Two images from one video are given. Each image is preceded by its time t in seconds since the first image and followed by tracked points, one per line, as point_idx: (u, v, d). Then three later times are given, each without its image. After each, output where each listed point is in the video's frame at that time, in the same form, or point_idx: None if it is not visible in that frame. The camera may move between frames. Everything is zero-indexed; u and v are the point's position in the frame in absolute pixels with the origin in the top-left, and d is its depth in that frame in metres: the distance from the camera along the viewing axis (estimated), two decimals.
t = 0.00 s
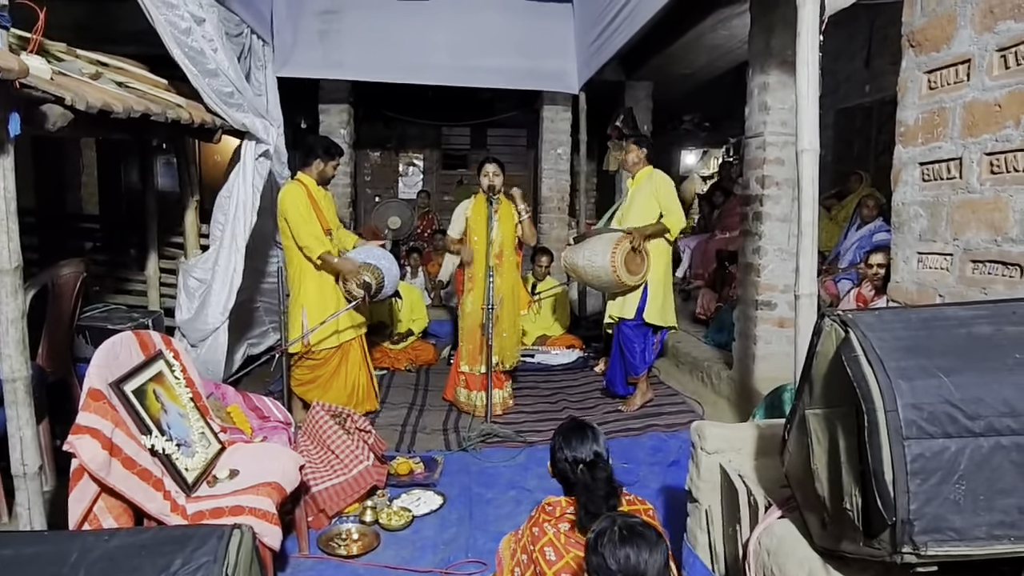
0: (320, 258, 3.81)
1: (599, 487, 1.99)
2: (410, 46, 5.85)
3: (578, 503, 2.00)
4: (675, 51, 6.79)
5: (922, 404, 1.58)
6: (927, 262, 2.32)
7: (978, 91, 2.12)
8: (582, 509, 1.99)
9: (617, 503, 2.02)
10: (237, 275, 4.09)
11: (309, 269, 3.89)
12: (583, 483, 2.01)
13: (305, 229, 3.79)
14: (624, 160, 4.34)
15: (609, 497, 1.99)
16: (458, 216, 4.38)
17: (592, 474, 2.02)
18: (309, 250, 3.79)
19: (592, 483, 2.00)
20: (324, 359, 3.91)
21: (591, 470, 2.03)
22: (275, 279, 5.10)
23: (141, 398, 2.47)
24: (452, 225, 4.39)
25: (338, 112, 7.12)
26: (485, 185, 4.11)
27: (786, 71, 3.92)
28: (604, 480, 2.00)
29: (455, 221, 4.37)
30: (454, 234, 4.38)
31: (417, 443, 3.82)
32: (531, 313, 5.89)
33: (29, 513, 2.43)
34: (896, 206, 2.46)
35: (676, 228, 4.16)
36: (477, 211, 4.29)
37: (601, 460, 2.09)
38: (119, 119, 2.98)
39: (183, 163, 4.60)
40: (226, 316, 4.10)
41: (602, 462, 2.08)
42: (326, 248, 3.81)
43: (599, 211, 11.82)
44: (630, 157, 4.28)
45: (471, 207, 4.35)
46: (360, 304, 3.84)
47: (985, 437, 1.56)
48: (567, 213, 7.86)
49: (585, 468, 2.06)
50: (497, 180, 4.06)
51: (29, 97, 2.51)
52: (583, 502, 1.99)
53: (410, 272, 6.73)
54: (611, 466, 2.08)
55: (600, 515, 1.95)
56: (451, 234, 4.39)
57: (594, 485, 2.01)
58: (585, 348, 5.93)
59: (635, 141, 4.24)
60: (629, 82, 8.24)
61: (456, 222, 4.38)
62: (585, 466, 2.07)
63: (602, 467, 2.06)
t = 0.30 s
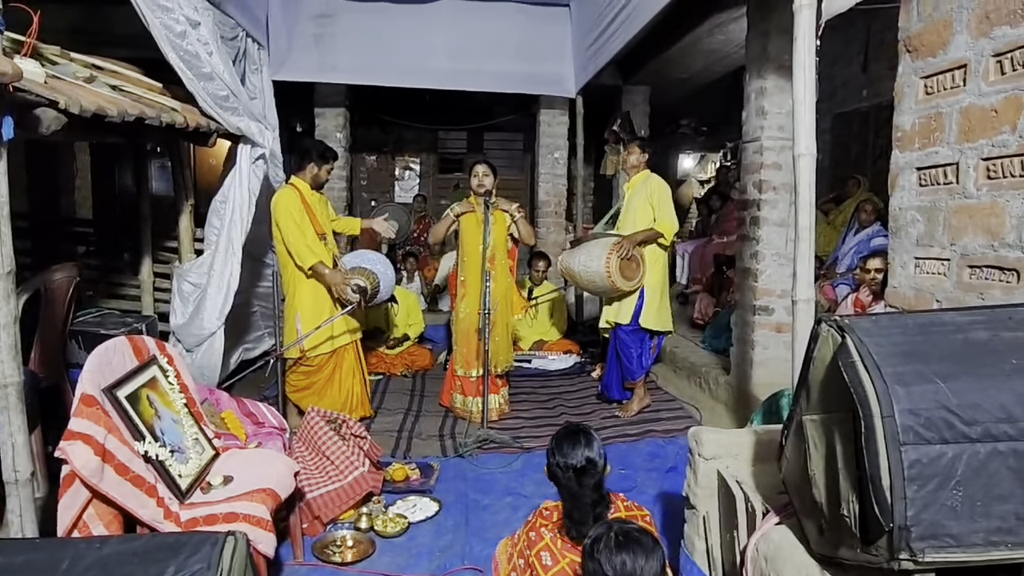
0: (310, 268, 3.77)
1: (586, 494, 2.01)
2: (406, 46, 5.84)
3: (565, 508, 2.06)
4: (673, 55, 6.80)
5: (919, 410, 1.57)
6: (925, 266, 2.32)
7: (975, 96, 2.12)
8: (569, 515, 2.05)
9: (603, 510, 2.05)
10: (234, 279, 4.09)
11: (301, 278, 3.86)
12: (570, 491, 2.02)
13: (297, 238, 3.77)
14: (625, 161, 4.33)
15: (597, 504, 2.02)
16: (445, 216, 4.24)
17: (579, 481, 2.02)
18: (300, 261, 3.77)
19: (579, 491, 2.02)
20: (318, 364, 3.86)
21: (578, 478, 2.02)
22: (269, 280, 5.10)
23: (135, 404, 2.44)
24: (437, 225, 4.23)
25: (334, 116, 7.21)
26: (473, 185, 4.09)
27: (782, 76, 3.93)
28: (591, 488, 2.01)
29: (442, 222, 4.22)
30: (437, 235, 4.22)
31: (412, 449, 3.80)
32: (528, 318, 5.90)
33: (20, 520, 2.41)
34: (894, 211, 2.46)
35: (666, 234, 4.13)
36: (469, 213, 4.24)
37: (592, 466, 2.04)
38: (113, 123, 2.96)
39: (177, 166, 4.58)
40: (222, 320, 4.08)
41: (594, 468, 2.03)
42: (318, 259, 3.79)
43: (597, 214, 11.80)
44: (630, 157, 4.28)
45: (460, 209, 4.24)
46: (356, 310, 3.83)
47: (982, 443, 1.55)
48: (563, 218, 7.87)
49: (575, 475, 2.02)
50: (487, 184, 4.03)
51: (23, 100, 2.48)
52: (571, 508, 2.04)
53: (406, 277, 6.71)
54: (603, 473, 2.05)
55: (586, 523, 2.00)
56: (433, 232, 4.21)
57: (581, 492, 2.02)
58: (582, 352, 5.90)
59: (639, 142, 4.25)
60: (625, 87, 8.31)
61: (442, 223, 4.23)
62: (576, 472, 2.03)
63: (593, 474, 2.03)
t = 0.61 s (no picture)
0: (289, 270, 3.60)
1: (596, 521, 1.83)
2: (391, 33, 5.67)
3: (574, 535, 1.87)
4: (681, 38, 6.61)
5: (949, 426, 1.37)
6: (956, 269, 2.13)
7: (1010, 84, 1.94)
8: (577, 543, 1.88)
9: (617, 535, 1.86)
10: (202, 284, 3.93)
11: (277, 280, 3.67)
12: (579, 516, 1.85)
13: (273, 236, 3.58)
14: (628, 156, 4.11)
15: (607, 531, 1.83)
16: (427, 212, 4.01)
17: (587, 506, 1.84)
18: (279, 263, 3.59)
19: (588, 516, 1.84)
20: (294, 375, 3.69)
21: (587, 502, 1.84)
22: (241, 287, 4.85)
23: (93, 420, 2.23)
24: (415, 223, 4.01)
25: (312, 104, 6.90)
26: (460, 179, 3.96)
27: (801, 61, 3.75)
28: (601, 513, 1.83)
29: (421, 220, 3.99)
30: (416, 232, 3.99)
31: (398, 469, 3.59)
32: (524, 327, 5.70)
33: None
34: (922, 209, 2.27)
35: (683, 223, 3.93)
36: (452, 211, 4.05)
37: (604, 488, 1.86)
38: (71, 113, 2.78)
39: (140, 160, 4.34)
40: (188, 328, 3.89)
41: (606, 490, 1.86)
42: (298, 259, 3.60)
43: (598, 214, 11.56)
44: (638, 150, 4.04)
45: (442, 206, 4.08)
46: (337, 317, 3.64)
47: (1020, 463, 1.36)
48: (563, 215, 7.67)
49: (584, 498, 1.85)
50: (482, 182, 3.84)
51: None
52: (580, 535, 1.86)
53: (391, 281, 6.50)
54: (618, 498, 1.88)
55: (594, 552, 1.82)
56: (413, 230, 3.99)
57: (590, 518, 1.84)
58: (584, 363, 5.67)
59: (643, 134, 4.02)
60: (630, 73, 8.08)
61: (422, 221, 4.01)
62: (587, 494, 1.86)
63: (603, 497, 1.85)
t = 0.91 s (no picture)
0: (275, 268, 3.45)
1: (614, 544, 1.70)
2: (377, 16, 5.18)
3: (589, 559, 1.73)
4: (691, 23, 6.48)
5: (979, 440, 1.22)
6: (986, 272, 2.00)
7: None
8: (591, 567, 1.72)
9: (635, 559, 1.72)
10: (178, 289, 3.72)
11: (260, 278, 3.53)
12: (595, 538, 1.71)
13: (258, 232, 3.45)
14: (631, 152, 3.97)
15: (627, 554, 1.70)
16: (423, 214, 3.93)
17: (605, 527, 1.70)
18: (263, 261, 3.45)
19: (605, 539, 1.70)
20: (272, 386, 3.55)
21: (605, 524, 1.70)
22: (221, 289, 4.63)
23: (60, 433, 2.08)
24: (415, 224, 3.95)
25: (295, 94, 6.65)
26: (453, 174, 3.82)
27: (820, 49, 3.62)
28: (620, 535, 1.69)
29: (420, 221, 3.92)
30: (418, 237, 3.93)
31: (388, 487, 3.43)
32: (523, 333, 5.49)
33: None
34: (949, 207, 2.13)
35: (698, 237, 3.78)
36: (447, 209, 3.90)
37: (621, 507, 1.73)
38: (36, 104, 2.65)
39: (111, 155, 4.27)
40: (165, 337, 3.70)
41: (624, 511, 1.72)
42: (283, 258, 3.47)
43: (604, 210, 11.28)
44: (642, 144, 3.90)
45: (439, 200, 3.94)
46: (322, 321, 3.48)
47: None
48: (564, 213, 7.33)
49: (601, 519, 1.71)
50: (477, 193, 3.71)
51: None
52: (595, 560, 1.71)
53: (381, 283, 6.19)
54: (635, 517, 1.74)
55: None
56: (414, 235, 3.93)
57: (607, 540, 1.70)
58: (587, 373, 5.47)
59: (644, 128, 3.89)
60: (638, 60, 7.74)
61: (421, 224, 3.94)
62: (604, 515, 1.71)
63: (621, 519, 1.72)
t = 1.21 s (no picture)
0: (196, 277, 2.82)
1: None
2: None
3: None
4: None
5: None
6: None
7: None
8: None
9: None
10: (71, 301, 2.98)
11: (179, 289, 2.89)
12: None
13: (178, 230, 2.82)
14: (659, 123, 3.28)
15: None
16: (405, 201, 3.28)
17: None
18: (183, 268, 2.82)
19: None
20: (200, 426, 2.92)
21: None
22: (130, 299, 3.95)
23: None
24: (395, 215, 3.29)
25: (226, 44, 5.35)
26: (438, 150, 3.14)
27: None
28: None
29: (400, 212, 3.28)
30: (399, 232, 3.28)
31: (349, 555, 2.90)
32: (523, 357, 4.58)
33: None
34: None
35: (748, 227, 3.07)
36: (434, 194, 3.21)
37: None
38: None
39: None
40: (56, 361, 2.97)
41: None
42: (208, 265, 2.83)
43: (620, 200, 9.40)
44: (673, 111, 3.22)
45: (424, 183, 3.25)
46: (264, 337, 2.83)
47: None
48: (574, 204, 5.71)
49: None
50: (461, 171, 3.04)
51: None
52: None
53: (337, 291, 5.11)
54: None
55: None
56: (394, 229, 3.29)
57: None
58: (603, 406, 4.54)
59: (676, 90, 3.21)
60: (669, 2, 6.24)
61: (401, 214, 3.28)
62: None
63: None
